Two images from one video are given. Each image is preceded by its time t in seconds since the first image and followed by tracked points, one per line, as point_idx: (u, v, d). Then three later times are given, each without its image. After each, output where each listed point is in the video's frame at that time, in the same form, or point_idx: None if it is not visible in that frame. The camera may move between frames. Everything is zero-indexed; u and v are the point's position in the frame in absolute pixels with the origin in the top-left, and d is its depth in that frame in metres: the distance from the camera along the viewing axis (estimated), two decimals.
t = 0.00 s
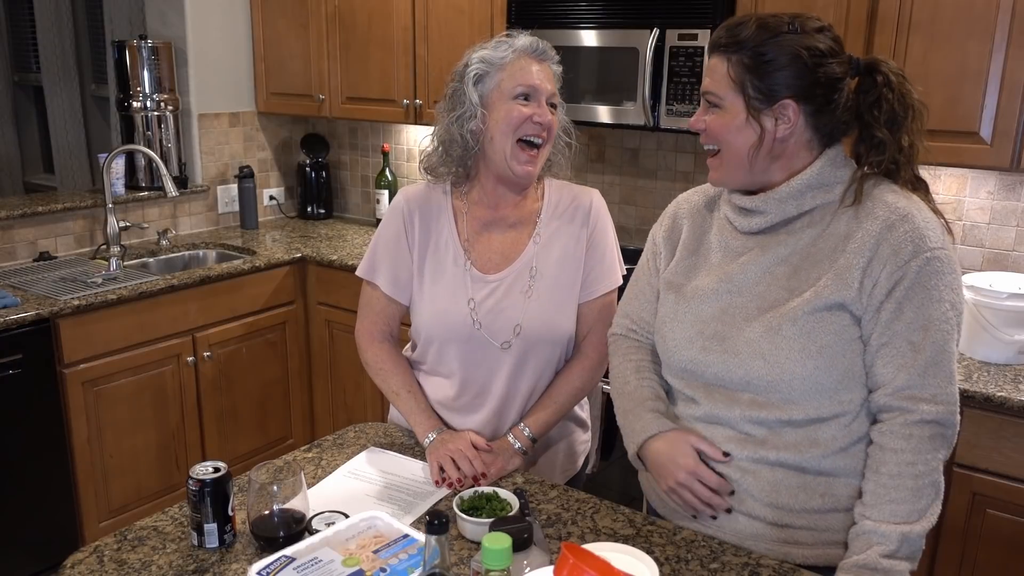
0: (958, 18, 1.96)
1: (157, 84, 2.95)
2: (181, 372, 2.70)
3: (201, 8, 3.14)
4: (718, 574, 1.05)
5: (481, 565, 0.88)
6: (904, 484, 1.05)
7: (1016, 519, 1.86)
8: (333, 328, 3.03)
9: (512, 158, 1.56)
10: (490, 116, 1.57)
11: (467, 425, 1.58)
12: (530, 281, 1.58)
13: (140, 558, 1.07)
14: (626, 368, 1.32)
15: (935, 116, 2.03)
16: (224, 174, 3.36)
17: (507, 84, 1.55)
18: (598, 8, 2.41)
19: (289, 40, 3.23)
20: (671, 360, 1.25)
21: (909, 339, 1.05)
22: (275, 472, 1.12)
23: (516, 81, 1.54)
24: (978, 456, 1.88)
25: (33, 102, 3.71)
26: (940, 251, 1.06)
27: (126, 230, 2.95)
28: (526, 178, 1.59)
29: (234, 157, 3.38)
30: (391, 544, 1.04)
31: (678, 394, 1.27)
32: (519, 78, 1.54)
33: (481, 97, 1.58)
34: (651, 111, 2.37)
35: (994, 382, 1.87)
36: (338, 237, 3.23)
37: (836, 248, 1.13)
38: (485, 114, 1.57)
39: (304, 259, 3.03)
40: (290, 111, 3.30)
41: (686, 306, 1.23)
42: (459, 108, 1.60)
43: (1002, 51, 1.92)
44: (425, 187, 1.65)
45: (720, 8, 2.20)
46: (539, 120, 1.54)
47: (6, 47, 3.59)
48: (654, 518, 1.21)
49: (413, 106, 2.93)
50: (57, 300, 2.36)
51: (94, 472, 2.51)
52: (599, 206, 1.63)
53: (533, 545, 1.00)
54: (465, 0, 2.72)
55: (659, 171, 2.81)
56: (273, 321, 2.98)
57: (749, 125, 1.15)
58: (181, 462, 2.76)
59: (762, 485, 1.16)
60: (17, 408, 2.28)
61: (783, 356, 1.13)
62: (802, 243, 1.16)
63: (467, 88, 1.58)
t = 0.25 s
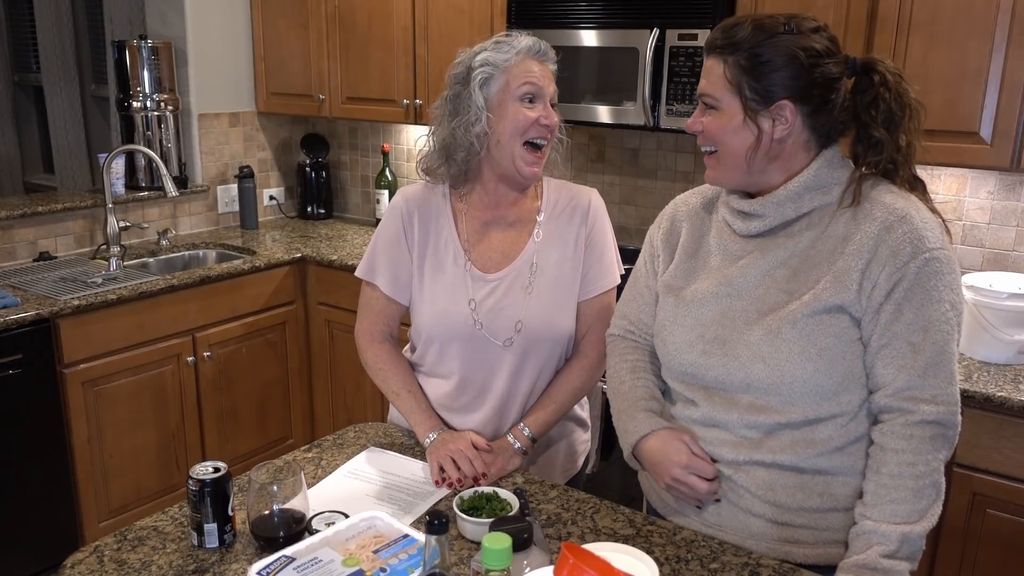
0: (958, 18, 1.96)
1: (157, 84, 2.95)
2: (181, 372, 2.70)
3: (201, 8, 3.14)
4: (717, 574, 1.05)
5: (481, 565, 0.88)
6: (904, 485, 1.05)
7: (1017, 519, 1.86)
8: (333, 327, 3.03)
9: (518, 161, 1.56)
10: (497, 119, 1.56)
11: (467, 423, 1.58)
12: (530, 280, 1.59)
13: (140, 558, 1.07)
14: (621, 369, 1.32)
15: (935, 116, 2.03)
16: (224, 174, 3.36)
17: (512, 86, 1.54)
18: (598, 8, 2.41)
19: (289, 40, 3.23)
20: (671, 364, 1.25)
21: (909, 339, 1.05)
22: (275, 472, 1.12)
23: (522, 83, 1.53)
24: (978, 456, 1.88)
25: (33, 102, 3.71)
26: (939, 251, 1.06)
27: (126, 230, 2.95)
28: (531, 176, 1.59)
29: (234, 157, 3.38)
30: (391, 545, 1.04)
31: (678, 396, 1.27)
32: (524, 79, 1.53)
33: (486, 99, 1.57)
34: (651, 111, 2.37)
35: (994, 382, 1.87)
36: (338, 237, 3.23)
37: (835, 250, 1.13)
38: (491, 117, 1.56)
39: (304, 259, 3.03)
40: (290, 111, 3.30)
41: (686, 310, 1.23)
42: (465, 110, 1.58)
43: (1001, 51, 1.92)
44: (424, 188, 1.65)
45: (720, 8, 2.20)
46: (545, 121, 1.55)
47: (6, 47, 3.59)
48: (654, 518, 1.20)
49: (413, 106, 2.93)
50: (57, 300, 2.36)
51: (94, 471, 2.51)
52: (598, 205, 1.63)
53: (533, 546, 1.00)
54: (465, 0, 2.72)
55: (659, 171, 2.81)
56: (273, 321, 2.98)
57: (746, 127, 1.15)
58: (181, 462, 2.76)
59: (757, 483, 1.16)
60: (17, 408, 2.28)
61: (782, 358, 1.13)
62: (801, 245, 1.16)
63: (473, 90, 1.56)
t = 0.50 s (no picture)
0: (958, 18, 1.96)
1: (157, 84, 2.95)
2: (181, 373, 2.70)
3: (201, 8, 3.14)
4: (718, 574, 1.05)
5: (480, 565, 0.88)
6: (904, 485, 1.05)
7: (1017, 519, 1.86)
8: (333, 327, 3.03)
9: (494, 167, 1.56)
10: (469, 126, 1.57)
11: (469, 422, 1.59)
12: (531, 281, 1.59)
13: (140, 558, 1.08)
14: (617, 371, 1.33)
15: (935, 116, 2.03)
16: (224, 174, 3.36)
17: (483, 93, 1.54)
18: (598, 8, 2.41)
19: (289, 40, 3.23)
20: (672, 367, 1.25)
21: (910, 340, 1.05)
22: (275, 472, 1.12)
23: (493, 90, 1.53)
24: (978, 456, 1.88)
25: (33, 102, 3.71)
26: (939, 251, 1.06)
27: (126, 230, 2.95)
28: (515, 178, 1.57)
29: (234, 157, 3.38)
30: (391, 545, 1.04)
31: (677, 399, 1.27)
32: (494, 86, 1.52)
33: (462, 105, 1.59)
34: (651, 111, 2.37)
35: (994, 382, 1.87)
36: (338, 237, 3.23)
37: (835, 251, 1.13)
38: (466, 123, 1.58)
39: (304, 259, 3.03)
40: (290, 111, 3.30)
41: (686, 312, 1.23)
42: (443, 118, 1.61)
43: (1001, 51, 1.92)
44: (428, 190, 1.65)
45: (720, 8, 2.20)
46: (512, 129, 1.52)
47: (6, 47, 3.60)
48: (654, 518, 1.21)
49: (413, 106, 2.93)
50: (57, 300, 2.36)
51: (94, 471, 2.51)
52: (596, 206, 1.63)
53: (533, 545, 1.00)
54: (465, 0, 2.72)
55: (659, 171, 2.81)
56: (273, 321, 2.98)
57: (745, 127, 1.15)
58: (181, 462, 2.76)
59: (752, 482, 1.17)
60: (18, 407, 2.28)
61: (783, 360, 1.13)
62: (801, 246, 1.16)
63: (448, 99, 1.58)
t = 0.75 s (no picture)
0: (958, 18, 1.96)
1: (157, 84, 2.95)
2: (181, 372, 2.70)
3: (201, 8, 3.14)
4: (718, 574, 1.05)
5: (481, 564, 0.88)
6: (905, 485, 1.05)
7: (1017, 519, 1.86)
8: (333, 328, 3.03)
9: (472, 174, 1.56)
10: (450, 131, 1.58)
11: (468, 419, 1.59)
12: (530, 283, 1.59)
13: (140, 558, 1.07)
14: (615, 371, 1.33)
15: (935, 116, 2.03)
16: (224, 174, 3.36)
17: (463, 102, 1.53)
18: (598, 7, 2.41)
19: (289, 40, 3.23)
20: (672, 370, 1.25)
21: (911, 340, 1.05)
22: (275, 472, 1.12)
23: (470, 101, 1.52)
24: (978, 456, 1.88)
25: (33, 102, 3.71)
26: (941, 252, 1.06)
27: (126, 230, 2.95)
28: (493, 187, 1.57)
29: (234, 157, 3.38)
30: (392, 545, 1.04)
31: (676, 401, 1.27)
32: (471, 97, 1.51)
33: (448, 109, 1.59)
34: (651, 111, 2.37)
35: (994, 382, 1.87)
36: (338, 237, 3.23)
37: (835, 252, 1.13)
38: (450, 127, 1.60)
39: (304, 259, 3.03)
40: (290, 111, 3.30)
41: (685, 314, 1.23)
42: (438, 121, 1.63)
43: (1001, 51, 1.92)
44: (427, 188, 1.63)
45: (720, 8, 2.20)
46: (484, 142, 1.51)
47: (6, 46, 3.60)
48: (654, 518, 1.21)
49: (413, 106, 2.93)
50: (57, 300, 2.36)
51: (94, 471, 2.51)
52: (595, 208, 1.63)
53: (533, 546, 1.00)
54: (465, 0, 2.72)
55: (659, 171, 2.81)
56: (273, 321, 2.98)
57: (751, 129, 1.15)
58: (181, 462, 2.76)
59: (752, 486, 1.16)
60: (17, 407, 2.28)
61: (784, 360, 1.13)
62: (801, 246, 1.16)
63: (435, 101, 1.60)
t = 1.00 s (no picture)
0: (958, 18, 1.96)
1: (157, 84, 2.95)
2: (181, 372, 2.70)
3: (201, 8, 3.14)
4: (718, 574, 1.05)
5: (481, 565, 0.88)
6: (904, 484, 1.05)
7: (1017, 519, 1.86)
8: (333, 328, 3.03)
9: (501, 177, 1.57)
10: (477, 137, 1.55)
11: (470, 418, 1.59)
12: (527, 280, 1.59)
13: (140, 558, 1.08)
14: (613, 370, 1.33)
15: (935, 116, 2.03)
16: (224, 174, 3.36)
17: (494, 105, 1.51)
18: (598, 7, 2.41)
19: (289, 41, 3.23)
20: (670, 373, 1.25)
21: (909, 339, 1.05)
22: (275, 472, 1.12)
23: (502, 104, 1.51)
24: (978, 456, 1.88)
25: (33, 102, 3.71)
26: (938, 249, 1.06)
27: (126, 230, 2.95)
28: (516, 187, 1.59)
29: (234, 157, 3.38)
30: (391, 544, 1.04)
31: (675, 404, 1.27)
32: (503, 99, 1.50)
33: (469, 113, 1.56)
34: (650, 111, 2.37)
35: (994, 382, 1.87)
36: (338, 237, 3.23)
37: (833, 252, 1.13)
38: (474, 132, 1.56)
39: (304, 259, 3.03)
40: (290, 111, 3.30)
41: (682, 316, 1.23)
42: (448, 124, 1.59)
43: (1001, 51, 1.92)
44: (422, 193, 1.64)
45: (720, 8, 2.20)
46: (524, 144, 1.52)
47: (6, 47, 3.60)
48: (654, 518, 1.20)
49: (413, 106, 2.93)
50: (57, 300, 2.36)
51: (94, 472, 2.51)
52: (592, 208, 1.63)
53: (533, 545, 1.00)
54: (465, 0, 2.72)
55: (659, 171, 2.81)
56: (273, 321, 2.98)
57: (763, 128, 1.15)
58: (181, 462, 2.76)
59: (756, 492, 1.16)
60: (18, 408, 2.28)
61: (782, 360, 1.13)
62: (798, 246, 1.16)
63: (454, 107, 1.55)
